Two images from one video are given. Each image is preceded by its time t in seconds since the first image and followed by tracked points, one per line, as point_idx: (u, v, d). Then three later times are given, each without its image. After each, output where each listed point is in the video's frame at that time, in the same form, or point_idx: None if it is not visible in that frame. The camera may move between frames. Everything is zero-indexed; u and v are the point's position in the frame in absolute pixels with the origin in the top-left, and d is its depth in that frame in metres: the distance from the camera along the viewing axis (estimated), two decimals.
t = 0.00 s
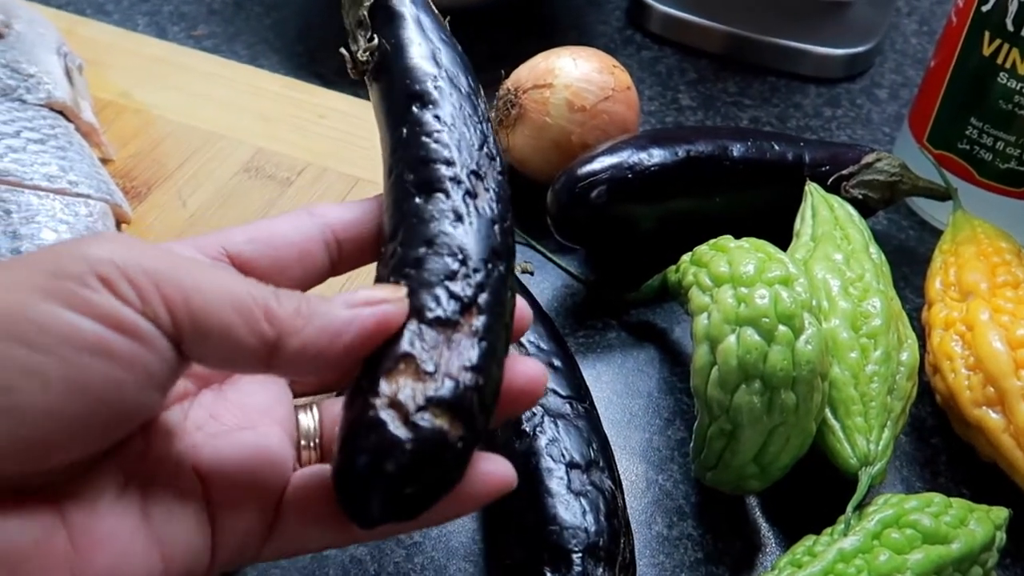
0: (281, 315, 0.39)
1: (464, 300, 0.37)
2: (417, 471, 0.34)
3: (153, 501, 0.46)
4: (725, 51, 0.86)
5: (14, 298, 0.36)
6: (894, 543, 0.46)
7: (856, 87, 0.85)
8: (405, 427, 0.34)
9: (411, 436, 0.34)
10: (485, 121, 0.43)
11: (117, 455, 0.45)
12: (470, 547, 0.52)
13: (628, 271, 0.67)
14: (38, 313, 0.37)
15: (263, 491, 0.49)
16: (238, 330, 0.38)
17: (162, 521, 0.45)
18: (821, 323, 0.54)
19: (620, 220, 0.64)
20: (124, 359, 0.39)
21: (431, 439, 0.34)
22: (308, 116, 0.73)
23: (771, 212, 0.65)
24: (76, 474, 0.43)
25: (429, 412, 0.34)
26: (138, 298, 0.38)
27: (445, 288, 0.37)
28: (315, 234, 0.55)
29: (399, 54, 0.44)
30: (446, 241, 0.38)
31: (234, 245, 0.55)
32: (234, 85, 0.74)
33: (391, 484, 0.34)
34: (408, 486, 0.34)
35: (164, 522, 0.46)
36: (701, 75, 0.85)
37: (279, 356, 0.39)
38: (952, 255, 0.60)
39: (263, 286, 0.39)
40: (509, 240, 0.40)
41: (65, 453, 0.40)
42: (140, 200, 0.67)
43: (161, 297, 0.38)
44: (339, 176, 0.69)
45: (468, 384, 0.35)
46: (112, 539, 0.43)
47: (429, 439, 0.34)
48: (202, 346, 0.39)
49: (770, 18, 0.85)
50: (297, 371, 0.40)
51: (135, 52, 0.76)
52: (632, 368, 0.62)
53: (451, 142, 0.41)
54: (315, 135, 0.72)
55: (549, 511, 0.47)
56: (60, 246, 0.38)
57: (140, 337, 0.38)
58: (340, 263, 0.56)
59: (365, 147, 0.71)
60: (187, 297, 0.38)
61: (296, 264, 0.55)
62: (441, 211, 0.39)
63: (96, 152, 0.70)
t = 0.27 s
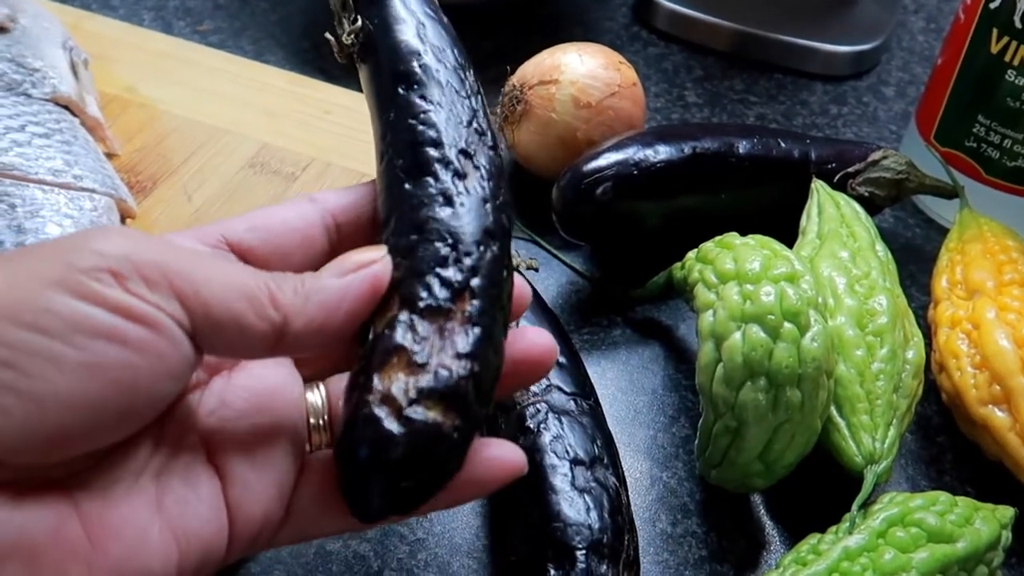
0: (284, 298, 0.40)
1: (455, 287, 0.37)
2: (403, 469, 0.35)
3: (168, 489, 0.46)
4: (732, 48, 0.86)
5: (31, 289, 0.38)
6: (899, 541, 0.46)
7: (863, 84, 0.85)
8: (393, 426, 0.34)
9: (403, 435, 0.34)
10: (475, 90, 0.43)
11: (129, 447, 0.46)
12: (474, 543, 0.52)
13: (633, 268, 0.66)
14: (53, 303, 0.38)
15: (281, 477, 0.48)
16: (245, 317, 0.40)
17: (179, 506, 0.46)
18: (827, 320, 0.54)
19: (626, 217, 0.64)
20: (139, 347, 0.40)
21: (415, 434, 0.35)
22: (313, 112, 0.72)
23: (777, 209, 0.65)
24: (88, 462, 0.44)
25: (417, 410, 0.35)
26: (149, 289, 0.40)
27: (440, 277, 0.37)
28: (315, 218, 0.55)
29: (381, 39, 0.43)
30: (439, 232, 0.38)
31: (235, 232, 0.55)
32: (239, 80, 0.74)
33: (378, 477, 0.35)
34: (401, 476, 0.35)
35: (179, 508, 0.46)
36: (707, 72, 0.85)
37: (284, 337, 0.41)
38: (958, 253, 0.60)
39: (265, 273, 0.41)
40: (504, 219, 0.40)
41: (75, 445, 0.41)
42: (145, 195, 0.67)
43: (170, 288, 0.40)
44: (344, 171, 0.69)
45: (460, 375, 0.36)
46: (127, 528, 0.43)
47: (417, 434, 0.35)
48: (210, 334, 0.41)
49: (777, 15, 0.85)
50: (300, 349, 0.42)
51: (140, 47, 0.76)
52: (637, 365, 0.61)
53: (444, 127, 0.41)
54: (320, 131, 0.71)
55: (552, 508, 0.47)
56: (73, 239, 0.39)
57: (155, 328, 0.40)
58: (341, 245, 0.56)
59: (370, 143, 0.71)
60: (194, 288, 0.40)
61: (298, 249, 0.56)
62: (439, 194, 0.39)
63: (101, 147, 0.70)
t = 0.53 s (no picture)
0: (310, 281, 0.42)
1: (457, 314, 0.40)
2: (473, 499, 0.36)
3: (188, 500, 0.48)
4: (736, 52, 0.86)
5: (50, 300, 0.40)
6: (900, 549, 0.46)
7: (867, 89, 0.85)
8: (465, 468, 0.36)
9: (480, 471, 0.36)
10: (461, 137, 0.44)
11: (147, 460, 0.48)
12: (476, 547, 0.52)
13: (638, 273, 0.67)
14: (71, 316, 0.40)
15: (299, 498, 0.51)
16: (267, 298, 0.42)
17: (198, 523, 0.48)
18: (829, 327, 0.54)
19: (629, 222, 0.64)
20: (152, 354, 0.43)
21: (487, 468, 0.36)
22: (318, 114, 0.73)
23: (781, 215, 0.65)
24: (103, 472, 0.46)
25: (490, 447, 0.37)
26: (167, 286, 0.42)
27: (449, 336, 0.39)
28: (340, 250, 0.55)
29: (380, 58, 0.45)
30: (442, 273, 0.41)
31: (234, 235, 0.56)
32: (244, 82, 0.74)
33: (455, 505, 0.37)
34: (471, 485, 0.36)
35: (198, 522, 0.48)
36: (711, 75, 0.85)
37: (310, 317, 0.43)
38: (961, 260, 0.60)
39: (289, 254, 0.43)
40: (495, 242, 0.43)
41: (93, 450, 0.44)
42: (150, 198, 0.68)
43: (188, 283, 0.42)
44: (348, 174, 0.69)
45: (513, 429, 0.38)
46: (147, 542, 0.46)
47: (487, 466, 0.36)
48: (232, 319, 0.43)
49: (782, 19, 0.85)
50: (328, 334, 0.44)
51: (146, 48, 0.76)
52: (639, 370, 0.62)
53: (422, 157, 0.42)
54: (325, 134, 0.72)
55: (553, 513, 0.47)
56: (90, 245, 0.41)
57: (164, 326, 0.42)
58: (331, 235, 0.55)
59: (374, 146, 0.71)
60: (215, 280, 0.42)
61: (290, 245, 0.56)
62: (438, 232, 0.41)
63: (107, 149, 0.71)
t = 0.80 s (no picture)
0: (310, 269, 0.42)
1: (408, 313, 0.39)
2: (387, 476, 0.36)
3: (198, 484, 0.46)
4: (743, 52, 0.86)
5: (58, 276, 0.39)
6: (908, 554, 0.46)
7: (875, 90, 0.84)
8: (364, 442, 0.35)
9: (381, 444, 0.36)
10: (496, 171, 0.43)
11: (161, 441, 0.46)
12: (480, 549, 0.52)
13: (645, 273, 0.66)
14: (81, 289, 0.39)
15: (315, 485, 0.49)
16: (274, 284, 0.42)
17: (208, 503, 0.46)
18: (838, 330, 0.54)
19: (636, 222, 0.64)
20: (162, 329, 0.40)
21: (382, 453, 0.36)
22: (324, 112, 0.72)
23: (788, 216, 0.65)
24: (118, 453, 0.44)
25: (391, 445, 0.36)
26: (177, 267, 0.40)
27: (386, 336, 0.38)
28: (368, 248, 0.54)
29: (439, 62, 0.44)
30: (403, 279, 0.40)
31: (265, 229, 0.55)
32: (249, 79, 0.74)
33: (361, 487, 0.36)
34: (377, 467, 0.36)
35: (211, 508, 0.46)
36: (718, 75, 0.85)
37: (312, 307, 0.42)
38: (970, 262, 0.60)
39: (289, 246, 0.43)
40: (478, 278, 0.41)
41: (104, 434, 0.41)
42: (155, 195, 0.67)
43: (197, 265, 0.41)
44: (353, 173, 0.69)
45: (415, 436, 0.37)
46: (160, 527, 0.43)
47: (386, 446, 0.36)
48: (240, 311, 0.42)
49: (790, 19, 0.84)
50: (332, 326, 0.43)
51: (152, 45, 0.76)
52: (645, 371, 0.61)
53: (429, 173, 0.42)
54: (331, 132, 0.71)
55: (560, 516, 0.47)
56: (100, 222, 0.40)
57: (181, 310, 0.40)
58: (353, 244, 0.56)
59: (380, 144, 0.71)
60: (227, 265, 0.41)
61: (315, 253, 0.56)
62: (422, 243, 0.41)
63: (113, 146, 0.70)
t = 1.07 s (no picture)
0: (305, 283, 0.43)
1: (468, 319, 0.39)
2: (473, 499, 0.36)
3: (208, 474, 0.45)
4: (749, 54, 0.86)
5: (55, 275, 0.39)
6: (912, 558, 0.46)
7: (880, 92, 0.84)
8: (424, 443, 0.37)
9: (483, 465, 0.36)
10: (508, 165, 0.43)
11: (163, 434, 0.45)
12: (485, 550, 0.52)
13: (650, 275, 0.66)
14: (76, 289, 0.39)
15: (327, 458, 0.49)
16: (268, 295, 0.43)
17: (221, 491, 0.45)
18: (842, 333, 0.53)
19: (641, 224, 0.64)
20: (162, 323, 0.41)
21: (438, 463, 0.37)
22: (330, 113, 0.72)
23: (793, 218, 0.65)
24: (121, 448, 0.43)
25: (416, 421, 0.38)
26: (167, 268, 0.41)
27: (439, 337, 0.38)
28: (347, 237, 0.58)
29: (487, 71, 0.44)
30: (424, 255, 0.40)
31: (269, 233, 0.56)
32: (255, 79, 0.74)
33: (426, 489, 0.37)
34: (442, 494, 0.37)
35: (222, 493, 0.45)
36: (724, 77, 0.85)
37: (304, 317, 0.44)
38: (975, 266, 0.60)
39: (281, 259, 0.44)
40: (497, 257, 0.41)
41: (105, 428, 0.41)
42: (160, 194, 0.67)
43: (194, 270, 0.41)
44: (359, 173, 0.69)
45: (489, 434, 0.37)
46: (171, 514, 0.42)
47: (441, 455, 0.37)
48: (235, 321, 0.44)
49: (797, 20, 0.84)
50: (322, 332, 0.45)
51: (158, 44, 0.76)
52: (649, 373, 0.61)
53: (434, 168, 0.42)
54: (336, 131, 0.71)
55: (563, 517, 0.47)
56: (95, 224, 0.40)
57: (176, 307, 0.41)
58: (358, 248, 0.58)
59: (386, 144, 0.71)
60: (221, 273, 0.42)
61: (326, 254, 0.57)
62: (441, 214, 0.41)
63: (118, 145, 0.70)
